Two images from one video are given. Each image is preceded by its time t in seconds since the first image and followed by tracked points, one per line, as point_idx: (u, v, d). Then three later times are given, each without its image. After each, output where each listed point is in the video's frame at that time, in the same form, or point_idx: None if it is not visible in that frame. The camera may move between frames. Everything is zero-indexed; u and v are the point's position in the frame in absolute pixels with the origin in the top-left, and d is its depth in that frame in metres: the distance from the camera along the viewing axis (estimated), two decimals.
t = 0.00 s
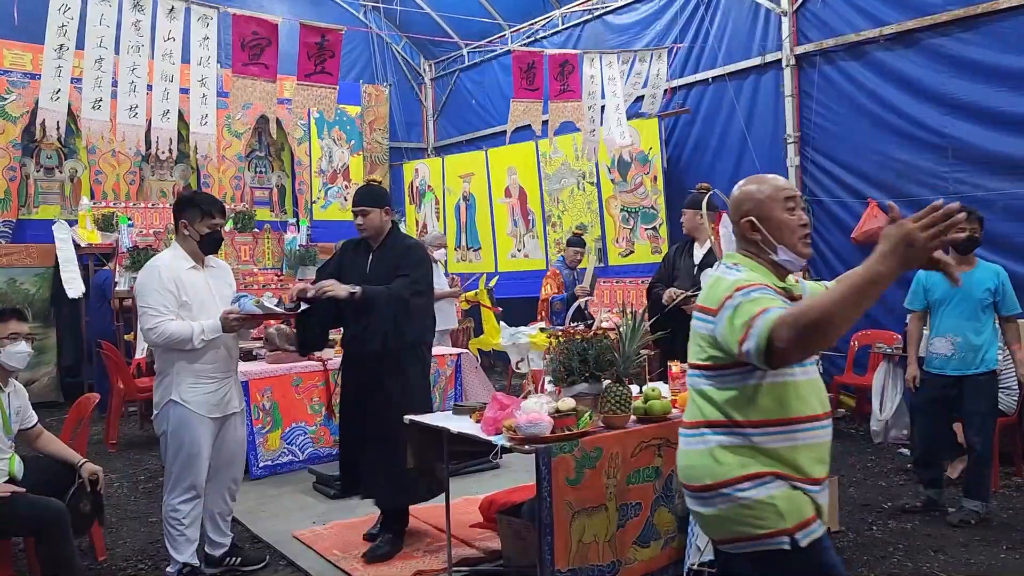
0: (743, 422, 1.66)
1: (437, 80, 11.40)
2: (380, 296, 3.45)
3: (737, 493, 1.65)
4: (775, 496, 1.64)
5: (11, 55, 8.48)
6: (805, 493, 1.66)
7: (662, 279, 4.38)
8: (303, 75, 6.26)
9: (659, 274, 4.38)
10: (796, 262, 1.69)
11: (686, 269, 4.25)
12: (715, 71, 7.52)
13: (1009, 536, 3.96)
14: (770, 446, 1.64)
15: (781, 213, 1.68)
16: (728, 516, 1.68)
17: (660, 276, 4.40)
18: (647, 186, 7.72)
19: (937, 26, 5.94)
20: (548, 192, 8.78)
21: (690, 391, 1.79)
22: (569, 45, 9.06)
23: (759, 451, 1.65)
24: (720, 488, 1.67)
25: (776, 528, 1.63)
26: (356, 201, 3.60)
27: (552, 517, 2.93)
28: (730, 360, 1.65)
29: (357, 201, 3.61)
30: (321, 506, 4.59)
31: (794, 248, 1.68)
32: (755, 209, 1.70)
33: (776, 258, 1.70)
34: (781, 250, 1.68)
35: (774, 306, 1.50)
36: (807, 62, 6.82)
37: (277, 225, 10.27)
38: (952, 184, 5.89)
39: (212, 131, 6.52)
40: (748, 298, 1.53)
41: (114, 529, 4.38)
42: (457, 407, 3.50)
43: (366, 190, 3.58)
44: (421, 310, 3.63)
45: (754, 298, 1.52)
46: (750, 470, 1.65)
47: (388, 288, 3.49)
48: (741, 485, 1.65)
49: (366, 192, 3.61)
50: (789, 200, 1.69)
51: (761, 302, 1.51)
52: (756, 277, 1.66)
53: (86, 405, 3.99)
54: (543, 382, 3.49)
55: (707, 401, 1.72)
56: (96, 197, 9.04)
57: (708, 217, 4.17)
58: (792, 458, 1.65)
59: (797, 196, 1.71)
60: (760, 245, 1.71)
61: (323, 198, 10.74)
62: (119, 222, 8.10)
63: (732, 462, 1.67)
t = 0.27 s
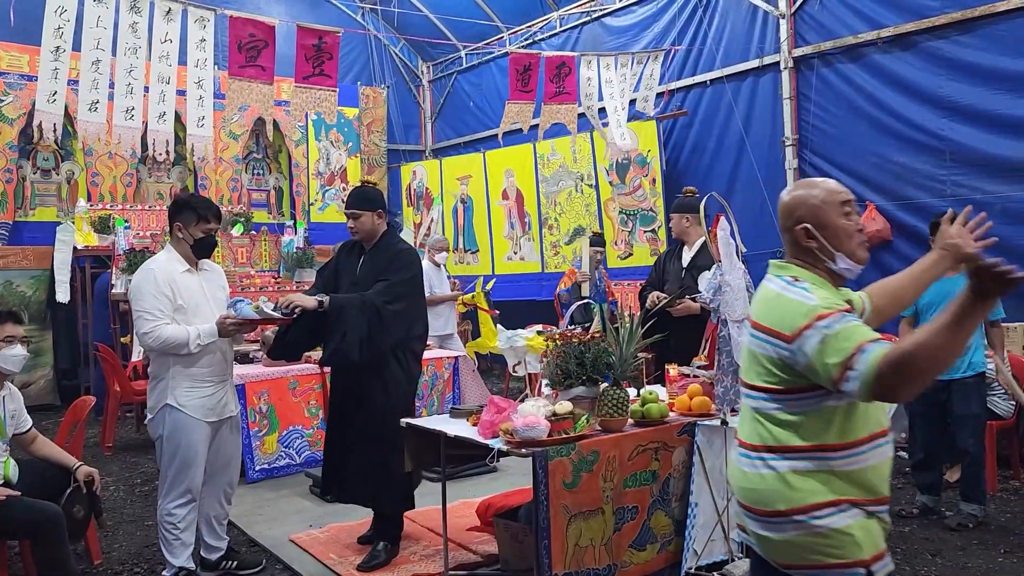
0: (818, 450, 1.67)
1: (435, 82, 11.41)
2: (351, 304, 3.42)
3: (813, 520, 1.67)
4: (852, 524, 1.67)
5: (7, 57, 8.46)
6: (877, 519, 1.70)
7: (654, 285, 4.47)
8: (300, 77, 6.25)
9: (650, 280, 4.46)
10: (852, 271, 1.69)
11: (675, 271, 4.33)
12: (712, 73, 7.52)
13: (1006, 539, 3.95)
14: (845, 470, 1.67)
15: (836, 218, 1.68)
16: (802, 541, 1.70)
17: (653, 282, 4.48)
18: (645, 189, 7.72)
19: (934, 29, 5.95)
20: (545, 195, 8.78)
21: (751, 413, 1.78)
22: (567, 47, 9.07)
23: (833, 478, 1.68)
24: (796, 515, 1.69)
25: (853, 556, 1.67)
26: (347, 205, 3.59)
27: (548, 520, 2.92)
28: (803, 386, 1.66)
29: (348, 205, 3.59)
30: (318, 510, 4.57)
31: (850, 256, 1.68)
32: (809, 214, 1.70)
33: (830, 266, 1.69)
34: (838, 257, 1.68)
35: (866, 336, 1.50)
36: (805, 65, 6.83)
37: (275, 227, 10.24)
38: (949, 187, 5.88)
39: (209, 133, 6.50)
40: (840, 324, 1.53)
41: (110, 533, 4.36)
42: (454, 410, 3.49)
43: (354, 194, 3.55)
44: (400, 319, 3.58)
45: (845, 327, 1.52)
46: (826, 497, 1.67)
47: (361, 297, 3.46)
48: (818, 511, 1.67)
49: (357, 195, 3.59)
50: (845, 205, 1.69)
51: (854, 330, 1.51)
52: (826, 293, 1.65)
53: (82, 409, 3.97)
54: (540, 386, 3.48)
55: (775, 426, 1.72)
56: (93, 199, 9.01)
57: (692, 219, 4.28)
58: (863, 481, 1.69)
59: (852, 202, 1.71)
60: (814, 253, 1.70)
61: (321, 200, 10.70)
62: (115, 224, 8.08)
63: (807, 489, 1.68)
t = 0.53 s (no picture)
0: (911, 449, 1.57)
1: (434, 84, 11.45)
2: (346, 309, 3.42)
3: (899, 525, 1.57)
4: (938, 530, 1.57)
5: (7, 58, 8.45)
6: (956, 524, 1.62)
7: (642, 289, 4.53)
8: (299, 79, 6.26)
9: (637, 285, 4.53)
10: (937, 269, 1.65)
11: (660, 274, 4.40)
12: (711, 76, 7.53)
13: (1005, 543, 3.94)
14: (934, 473, 1.58)
15: (932, 212, 1.60)
16: (885, 547, 1.59)
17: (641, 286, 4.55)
18: (644, 191, 7.82)
19: (933, 31, 5.95)
20: (544, 197, 8.78)
21: (829, 410, 1.66)
22: (566, 49, 9.09)
23: (921, 481, 1.58)
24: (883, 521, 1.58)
25: (941, 565, 1.56)
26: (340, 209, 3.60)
27: (546, 523, 2.92)
28: (904, 386, 1.56)
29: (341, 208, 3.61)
30: (317, 512, 4.56)
31: (940, 254, 1.63)
32: (905, 204, 1.60)
33: (918, 262, 1.64)
34: (928, 254, 1.62)
35: (988, 333, 1.46)
36: (805, 67, 6.83)
37: (274, 229, 10.23)
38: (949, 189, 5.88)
39: (209, 135, 6.50)
40: (960, 321, 1.48)
41: (108, 534, 4.35)
42: (453, 412, 3.49)
43: (348, 197, 3.56)
44: (397, 324, 3.56)
45: (967, 326, 1.47)
46: (915, 502, 1.57)
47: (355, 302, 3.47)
48: (905, 516, 1.57)
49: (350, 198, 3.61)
50: (941, 197, 1.60)
51: (975, 326, 1.47)
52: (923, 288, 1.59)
53: (80, 410, 3.96)
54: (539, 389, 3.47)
55: (862, 425, 1.60)
56: (92, 201, 9.00)
57: (674, 222, 4.38)
58: (946, 486, 1.61)
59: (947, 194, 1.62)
60: (903, 246, 1.64)
61: (320, 202, 10.69)
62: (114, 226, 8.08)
63: (896, 492, 1.58)
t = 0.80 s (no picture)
0: (983, 458, 1.59)
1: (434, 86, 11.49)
2: (342, 310, 3.42)
3: (969, 534, 1.59)
4: (1003, 540, 1.61)
5: (6, 60, 8.45)
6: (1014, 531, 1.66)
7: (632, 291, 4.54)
8: (298, 81, 6.26)
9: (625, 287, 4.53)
10: (1005, 267, 1.68)
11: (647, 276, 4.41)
12: (711, 78, 7.53)
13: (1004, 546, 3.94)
14: (1001, 481, 1.61)
15: (1005, 208, 1.64)
16: (954, 555, 1.62)
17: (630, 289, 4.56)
18: (643, 193, 7.80)
19: (933, 34, 5.96)
20: (543, 199, 8.79)
21: (897, 415, 1.64)
22: (566, 51, 9.10)
23: (988, 489, 1.61)
24: (953, 530, 1.60)
25: (1006, 573, 1.61)
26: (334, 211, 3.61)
27: (546, 527, 2.91)
28: (980, 393, 1.56)
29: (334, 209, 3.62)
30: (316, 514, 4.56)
31: (1009, 252, 1.67)
32: (981, 201, 1.64)
33: (987, 259, 1.67)
34: (998, 251, 1.65)
35: None
36: (804, 69, 6.83)
37: (274, 231, 10.23)
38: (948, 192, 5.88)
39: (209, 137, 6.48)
40: None
41: (107, 536, 4.34)
42: (451, 414, 3.48)
43: (342, 197, 3.56)
44: (393, 323, 3.57)
45: None
46: (983, 511, 1.59)
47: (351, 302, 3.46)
48: (975, 525, 1.59)
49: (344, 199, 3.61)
50: (1014, 194, 1.64)
51: None
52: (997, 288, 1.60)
53: (79, 412, 3.97)
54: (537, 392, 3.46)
55: (937, 433, 1.59)
56: (91, 202, 8.99)
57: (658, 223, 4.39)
58: (1007, 492, 1.63)
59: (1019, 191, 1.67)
60: (976, 244, 1.66)
61: (320, 204, 10.69)
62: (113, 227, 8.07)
63: (966, 500, 1.59)
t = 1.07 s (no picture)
0: None
1: (435, 88, 11.52)
2: (343, 310, 3.43)
3: (1012, 541, 1.58)
4: None
5: (7, 62, 8.45)
6: None
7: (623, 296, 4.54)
8: (296, 83, 6.26)
9: (615, 291, 4.52)
10: None
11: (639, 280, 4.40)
12: (711, 80, 7.54)
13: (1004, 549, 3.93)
14: None
15: None
16: (996, 563, 1.59)
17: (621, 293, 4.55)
18: (642, 196, 7.75)
19: (932, 37, 5.96)
20: (542, 201, 8.79)
21: (936, 418, 1.62)
22: (566, 54, 9.12)
23: None
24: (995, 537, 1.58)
25: None
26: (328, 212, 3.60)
27: (548, 532, 2.90)
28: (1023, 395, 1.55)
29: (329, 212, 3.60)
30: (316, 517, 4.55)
31: None
32: (1009, 200, 1.65)
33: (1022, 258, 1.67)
34: None
35: None
36: (804, 72, 6.83)
37: (274, 233, 10.23)
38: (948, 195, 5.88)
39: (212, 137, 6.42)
40: None
41: (105, 539, 4.33)
42: (450, 417, 3.47)
43: (338, 199, 3.55)
44: (390, 322, 3.58)
45: None
46: None
47: (353, 302, 3.47)
48: (1018, 533, 1.57)
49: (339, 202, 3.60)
50: None
51: None
52: None
53: (79, 413, 3.95)
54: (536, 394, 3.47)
55: (979, 435, 1.57)
56: (91, 204, 8.98)
57: (649, 227, 4.37)
58: None
59: None
60: (1009, 243, 1.66)
61: (319, 206, 10.69)
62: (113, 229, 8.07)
63: (1009, 506, 1.57)
